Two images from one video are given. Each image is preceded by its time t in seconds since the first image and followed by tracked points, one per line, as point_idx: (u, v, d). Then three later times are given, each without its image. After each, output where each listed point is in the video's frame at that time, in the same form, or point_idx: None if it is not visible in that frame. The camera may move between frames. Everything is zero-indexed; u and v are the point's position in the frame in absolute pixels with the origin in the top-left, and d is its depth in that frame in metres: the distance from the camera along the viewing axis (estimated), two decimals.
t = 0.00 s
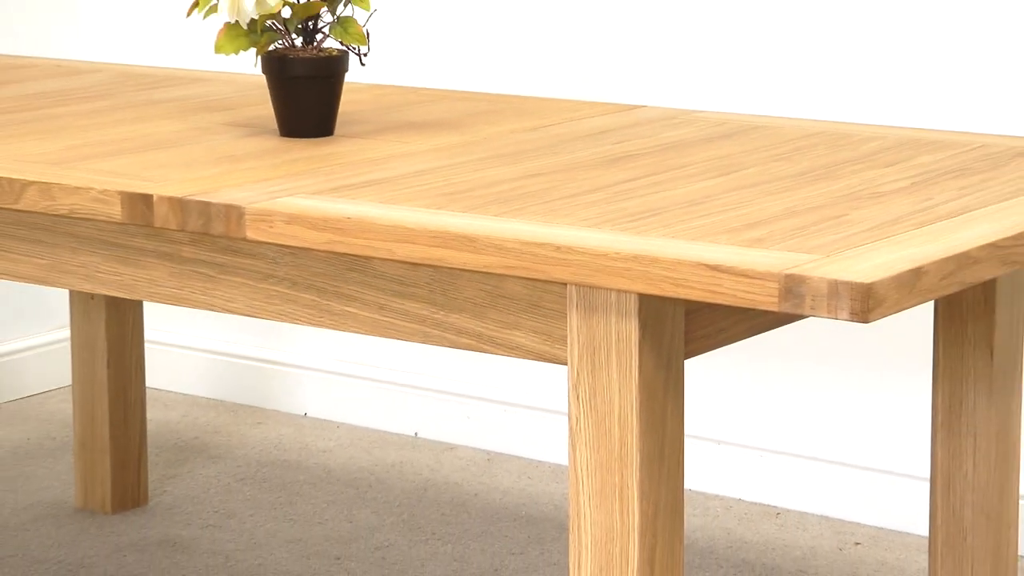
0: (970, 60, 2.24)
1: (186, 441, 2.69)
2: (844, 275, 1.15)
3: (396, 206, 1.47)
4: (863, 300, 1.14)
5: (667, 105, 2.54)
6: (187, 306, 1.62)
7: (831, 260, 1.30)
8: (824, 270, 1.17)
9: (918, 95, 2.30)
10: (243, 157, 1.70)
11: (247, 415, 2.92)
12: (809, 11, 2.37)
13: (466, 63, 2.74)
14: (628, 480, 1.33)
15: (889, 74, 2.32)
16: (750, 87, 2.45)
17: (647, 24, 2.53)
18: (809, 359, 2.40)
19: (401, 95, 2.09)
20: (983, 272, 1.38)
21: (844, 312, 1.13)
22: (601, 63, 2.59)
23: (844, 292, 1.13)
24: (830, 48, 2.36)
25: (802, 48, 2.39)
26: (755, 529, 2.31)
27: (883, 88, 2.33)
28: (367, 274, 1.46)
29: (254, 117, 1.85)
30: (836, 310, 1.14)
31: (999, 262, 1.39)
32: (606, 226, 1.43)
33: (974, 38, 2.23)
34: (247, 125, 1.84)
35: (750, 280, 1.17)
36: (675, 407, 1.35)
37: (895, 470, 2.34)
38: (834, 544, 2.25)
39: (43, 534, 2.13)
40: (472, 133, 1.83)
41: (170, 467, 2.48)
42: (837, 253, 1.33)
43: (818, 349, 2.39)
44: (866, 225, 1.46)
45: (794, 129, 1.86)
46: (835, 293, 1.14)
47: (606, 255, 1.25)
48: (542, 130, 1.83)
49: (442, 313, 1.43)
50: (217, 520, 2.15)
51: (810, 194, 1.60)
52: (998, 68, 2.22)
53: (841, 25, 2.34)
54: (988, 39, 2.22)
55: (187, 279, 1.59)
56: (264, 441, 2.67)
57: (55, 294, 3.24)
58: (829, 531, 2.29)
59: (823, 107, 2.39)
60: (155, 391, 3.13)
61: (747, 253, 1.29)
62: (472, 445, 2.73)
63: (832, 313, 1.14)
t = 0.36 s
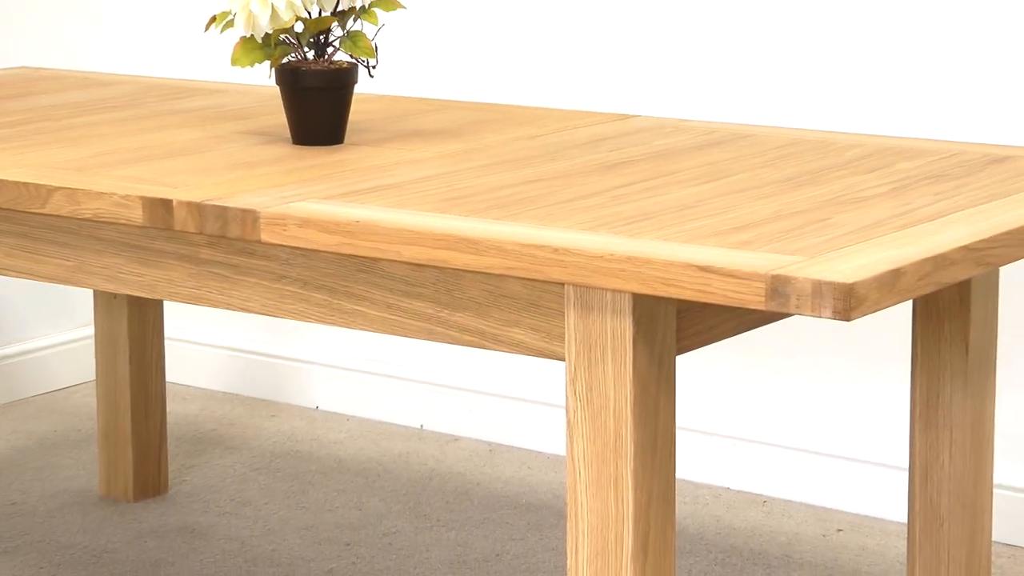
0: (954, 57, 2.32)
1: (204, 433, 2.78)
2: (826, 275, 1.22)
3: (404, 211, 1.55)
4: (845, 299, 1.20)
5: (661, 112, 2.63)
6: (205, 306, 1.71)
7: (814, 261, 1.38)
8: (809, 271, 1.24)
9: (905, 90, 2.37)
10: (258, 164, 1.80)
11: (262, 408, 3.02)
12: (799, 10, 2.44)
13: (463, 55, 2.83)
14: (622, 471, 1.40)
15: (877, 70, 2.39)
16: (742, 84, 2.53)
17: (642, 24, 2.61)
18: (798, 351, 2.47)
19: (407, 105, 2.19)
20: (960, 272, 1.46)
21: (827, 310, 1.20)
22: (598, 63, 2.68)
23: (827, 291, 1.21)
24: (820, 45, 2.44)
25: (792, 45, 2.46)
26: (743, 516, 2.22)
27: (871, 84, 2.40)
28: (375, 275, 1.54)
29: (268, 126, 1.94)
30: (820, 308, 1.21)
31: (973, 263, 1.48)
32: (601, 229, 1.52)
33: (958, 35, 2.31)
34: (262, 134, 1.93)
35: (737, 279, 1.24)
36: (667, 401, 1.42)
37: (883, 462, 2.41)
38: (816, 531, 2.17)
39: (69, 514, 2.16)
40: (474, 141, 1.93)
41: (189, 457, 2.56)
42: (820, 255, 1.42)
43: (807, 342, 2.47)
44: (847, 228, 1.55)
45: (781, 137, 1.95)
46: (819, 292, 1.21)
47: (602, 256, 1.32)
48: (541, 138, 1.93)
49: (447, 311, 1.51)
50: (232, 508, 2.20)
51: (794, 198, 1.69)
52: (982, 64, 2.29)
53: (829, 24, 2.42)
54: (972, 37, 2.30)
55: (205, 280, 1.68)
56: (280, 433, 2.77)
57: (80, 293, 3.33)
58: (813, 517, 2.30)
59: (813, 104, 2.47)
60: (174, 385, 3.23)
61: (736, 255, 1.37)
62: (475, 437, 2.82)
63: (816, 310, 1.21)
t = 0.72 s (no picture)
0: (933, 53, 2.39)
1: (221, 425, 2.87)
2: (809, 276, 1.24)
3: (412, 216, 1.62)
4: (829, 299, 1.22)
5: (655, 115, 2.72)
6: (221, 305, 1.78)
7: (802, 263, 1.44)
8: (794, 272, 1.26)
9: (886, 86, 2.45)
10: (271, 171, 1.89)
11: (275, 401, 3.13)
12: (781, 11, 2.53)
13: (467, 63, 2.93)
14: (617, 462, 1.43)
15: (859, 66, 2.46)
16: (731, 84, 2.61)
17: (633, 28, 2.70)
18: (783, 344, 2.55)
19: (412, 115, 2.29)
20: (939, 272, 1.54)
21: (812, 310, 1.23)
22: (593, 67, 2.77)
23: (812, 292, 1.23)
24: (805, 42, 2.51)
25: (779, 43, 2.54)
26: (730, 505, 2.22)
27: (854, 80, 2.48)
28: (381, 276, 1.60)
29: (280, 136, 2.04)
30: (805, 308, 1.23)
31: (950, 263, 1.56)
32: (596, 232, 1.60)
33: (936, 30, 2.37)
34: (275, 143, 2.02)
35: (724, 280, 1.27)
36: (660, 394, 1.45)
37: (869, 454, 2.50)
38: (802, 519, 2.16)
39: (97, 501, 2.27)
40: (476, 149, 2.03)
41: (207, 448, 2.65)
42: (808, 257, 1.49)
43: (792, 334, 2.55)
44: (830, 231, 1.64)
45: (769, 145, 2.05)
46: (804, 292, 1.23)
47: (597, 258, 1.36)
48: (540, 147, 2.03)
49: (450, 310, 1.56)
50: (246, 497, 2.30)
51: (780, 203, 1.78)
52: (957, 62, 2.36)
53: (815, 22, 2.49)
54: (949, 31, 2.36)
55: (221, 281, 1.75)
56: (293, 425, 2.87)
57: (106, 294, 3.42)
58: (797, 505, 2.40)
59: (801, 84, 2.53)
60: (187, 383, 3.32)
61: (730, 258, 1.41)
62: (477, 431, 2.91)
63: (800, 310, 1.23)
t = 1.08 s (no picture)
0: (904, 49, 2.49)
1: (237, 419, 2.97)
2: (795, 277, 1.29)
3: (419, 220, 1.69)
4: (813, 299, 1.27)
5: (651, 121, 2.81)
6: (236, 305, 1.86)
7: (791, 264, 1.51)
8: (781, 274, 1.32)
9: (868, 88, 2.53)
10: (283, 176, 1.99)
11: (287, 396, 3.24)
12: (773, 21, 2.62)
13: (471, 69, 3.03)
14: (613, 453, 1.49)
15: (843, 66, 2.55)
16: (721, 86, 2.70)
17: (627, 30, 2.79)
18: (770, 339, 2.63)
19: (417, 124, 2.39)
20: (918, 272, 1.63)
21: (797, 309, 1.28)
22: (589, 70, 2.86)
23: (797, 292, 1.28)
24: (791, 43, 2.60)
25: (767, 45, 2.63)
26: (719, 494, 2.33)
27: (837, 80, 2.57)
28: (388, 277, 1.67)
29: (293, 144, 2.14)
30: (790, 306, 1.28)
31: (928, 265, 1.65)
32: (593, 234, 1.69)
33: (916, 31, 2.46)
34: (288, 152, 2.12)
35: (714, 281, 1.33)
36: (653, 388, 1.52)
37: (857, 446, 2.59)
38: (788, 507, 2.28)
39: (120, 490, 2.38)
40: (478, 157, 2.13)
41: (223, 440, 2.75)
42: (794, 258, 1.58)
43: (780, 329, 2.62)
44: (814, 234, 1.73)
45: (758, 153, 2.15)
46: (790, 292, 1.29)
47: (594, 260, 1.42)
48: (538, 154, 2.13)
49: (454, 309, 1.63)
50: (261, 486, 2.40)
51: (767, 207, 1.88)
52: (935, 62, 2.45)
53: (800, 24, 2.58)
54: (929, 31, 2.45)
55: (236, 281, 1.83)
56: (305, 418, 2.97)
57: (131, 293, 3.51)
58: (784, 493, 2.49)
59: (791, 91, 2.63)
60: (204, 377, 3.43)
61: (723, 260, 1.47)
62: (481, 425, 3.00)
63: (786, 309, 1.28)
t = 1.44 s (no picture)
0: (886, 57, 2.58)
1: (251, 412, 3.08)
2: (781, 278, 1.38)
3: (424, 224, 1.78)
4: (798, 298, 1.36)
5: (645, 126, 2.91)
6: (249, 304, 1.95)
7: (777, 266, 1.59)
8: (767, 274, 1.40)
9: (853, 91, 2.63)
10: (294, 182, 2.09)
11: (299, 391, 3.34)
12: (760, 31, 2.71)
13: (472, 77, 3.14)
14: (608, 445, 1.58)
15: (828, 69, 2.64)
16: (712, 89, 2.80)
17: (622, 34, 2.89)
18: (759, 335, 2.72)
19: (421, 132, 2.49)
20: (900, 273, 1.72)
21: (783, 307, 1.36)
22: (586, 74, 2.96)
23: (783, 292, 1.37)
24: (779, 46, 2.69)
25: (756, 49, 2.72)
26: (709, 484, 2.45)
27: (823, 83, 2.66)
28: (394, 278, 1.76)
29: (303, 152, 2.25)
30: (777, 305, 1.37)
31: (909, 267, 1.74)
32: (589, 236, 1.79)
33: (897, 34, 2.55)
34: (299, 159, 2.22)
35: (705, 281, 1.42)
36: (646, 384, 1.60)
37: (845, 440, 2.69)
38: (774, 496, 2.40)
39: (139, 479, 2.49)
40: (479, 163, 2.23)
41: (237, 432, 2.85)
42: (779, 259, 1.67)
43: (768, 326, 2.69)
44: (798, 237, 1.82)
45: (746, 160, 2.25)
46: (776, 292, 1.37)
47: (590, 262, 1.51)
48: (537, 161, 2.23)
49: (457, 308, 1.72)
50: (273, 476, 2.51)
51: (755, 212, 1.97)
52: (916, 64, 2.54)
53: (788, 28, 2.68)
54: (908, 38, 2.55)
55: (249, 282, 1.92)
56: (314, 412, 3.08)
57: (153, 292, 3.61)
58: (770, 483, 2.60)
59: (779, 98, 2.72)
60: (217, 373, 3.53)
61: (713, 262, 1.55)
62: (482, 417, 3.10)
63: (773, 308, 1.37)
